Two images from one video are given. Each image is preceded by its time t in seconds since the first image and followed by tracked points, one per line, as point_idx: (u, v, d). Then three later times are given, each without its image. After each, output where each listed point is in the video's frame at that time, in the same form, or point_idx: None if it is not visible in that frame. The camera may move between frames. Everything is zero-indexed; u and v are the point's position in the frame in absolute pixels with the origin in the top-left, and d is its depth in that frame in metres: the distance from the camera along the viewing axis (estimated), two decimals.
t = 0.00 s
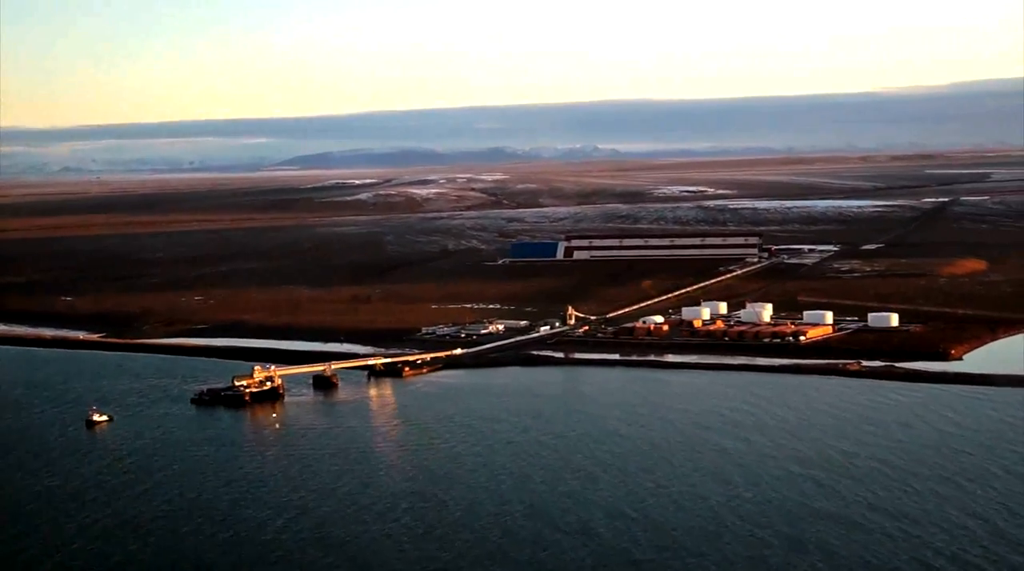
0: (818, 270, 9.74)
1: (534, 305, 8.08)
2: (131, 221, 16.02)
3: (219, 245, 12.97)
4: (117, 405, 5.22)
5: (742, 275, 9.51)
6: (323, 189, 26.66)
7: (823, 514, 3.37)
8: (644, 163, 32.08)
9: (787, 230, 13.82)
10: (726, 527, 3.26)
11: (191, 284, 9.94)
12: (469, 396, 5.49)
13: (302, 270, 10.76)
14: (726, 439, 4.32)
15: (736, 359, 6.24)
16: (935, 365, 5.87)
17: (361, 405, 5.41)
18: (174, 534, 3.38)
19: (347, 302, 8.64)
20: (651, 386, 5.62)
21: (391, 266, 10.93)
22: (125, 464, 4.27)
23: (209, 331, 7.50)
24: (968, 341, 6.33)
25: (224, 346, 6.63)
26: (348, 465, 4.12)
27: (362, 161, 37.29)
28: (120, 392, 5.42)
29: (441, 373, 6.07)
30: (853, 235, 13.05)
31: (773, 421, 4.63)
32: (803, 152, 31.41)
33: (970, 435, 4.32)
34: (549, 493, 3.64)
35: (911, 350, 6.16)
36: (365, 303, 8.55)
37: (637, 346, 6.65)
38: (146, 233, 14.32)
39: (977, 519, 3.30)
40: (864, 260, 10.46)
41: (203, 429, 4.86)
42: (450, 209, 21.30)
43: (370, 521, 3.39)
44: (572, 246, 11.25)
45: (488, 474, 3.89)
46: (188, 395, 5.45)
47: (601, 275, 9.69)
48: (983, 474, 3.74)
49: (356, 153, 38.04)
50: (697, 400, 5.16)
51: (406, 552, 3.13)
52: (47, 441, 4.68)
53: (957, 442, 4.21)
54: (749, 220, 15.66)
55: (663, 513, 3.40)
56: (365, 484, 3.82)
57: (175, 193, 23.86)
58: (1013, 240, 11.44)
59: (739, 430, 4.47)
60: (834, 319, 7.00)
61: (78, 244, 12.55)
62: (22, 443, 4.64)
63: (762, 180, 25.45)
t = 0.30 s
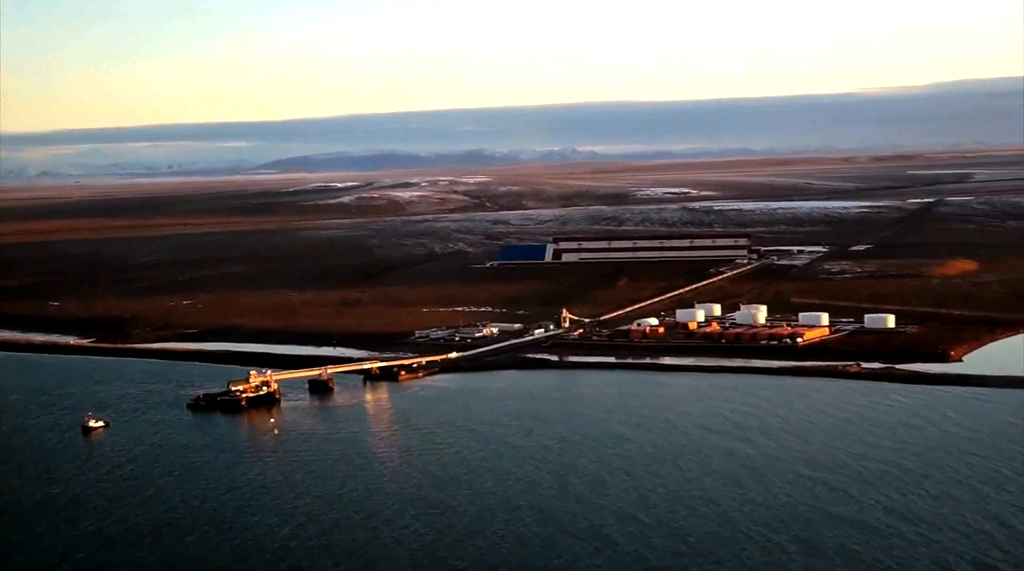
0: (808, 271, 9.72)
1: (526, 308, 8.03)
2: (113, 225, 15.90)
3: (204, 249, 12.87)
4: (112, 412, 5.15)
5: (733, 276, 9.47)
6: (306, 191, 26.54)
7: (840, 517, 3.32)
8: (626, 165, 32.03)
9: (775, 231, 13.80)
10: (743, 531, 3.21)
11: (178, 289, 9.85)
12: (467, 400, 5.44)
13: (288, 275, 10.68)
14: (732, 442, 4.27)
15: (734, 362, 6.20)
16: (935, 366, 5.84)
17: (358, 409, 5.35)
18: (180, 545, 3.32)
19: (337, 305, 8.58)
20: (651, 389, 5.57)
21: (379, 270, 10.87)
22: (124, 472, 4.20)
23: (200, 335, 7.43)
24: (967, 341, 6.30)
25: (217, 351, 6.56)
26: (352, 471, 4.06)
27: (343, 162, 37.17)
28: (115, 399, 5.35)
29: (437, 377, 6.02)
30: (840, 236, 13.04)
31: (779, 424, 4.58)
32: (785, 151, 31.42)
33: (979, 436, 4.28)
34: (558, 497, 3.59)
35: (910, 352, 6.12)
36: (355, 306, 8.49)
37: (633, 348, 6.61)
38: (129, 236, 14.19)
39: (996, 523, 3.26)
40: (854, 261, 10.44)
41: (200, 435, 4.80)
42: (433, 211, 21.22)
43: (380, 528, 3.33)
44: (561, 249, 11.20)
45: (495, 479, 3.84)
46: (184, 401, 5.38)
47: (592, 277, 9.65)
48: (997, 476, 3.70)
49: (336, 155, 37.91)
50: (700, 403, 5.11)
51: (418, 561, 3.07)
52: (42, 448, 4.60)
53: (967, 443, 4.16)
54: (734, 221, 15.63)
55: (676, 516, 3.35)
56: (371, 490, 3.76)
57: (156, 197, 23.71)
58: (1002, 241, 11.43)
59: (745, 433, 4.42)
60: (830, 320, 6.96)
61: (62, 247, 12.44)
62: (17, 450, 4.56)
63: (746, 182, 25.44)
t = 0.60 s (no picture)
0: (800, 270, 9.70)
1: (520, 309, 8.00)
2: (96, 226, 15.80)
3: (190, 251, 12.80)
4: (109, 415, 5.09)
5: (725, 276, 9.44)
6: (288, 192, 26.43)
7: (856, 518, 3.29)
8: (608, 165, 31.99)
9: (763, 231, 13.78)
10: (759, 533, 3.18)
11: (166, 291, 9.79)
12: (467, 401, 5.39)
13: (277, 276, 10.63)
14: (739, 443, 4.23)
15: (732, 362, 6.17)
16: (936, 365, 5.82)
17: (357, 411, 5.31)
18: (188, 553, 3.27)
19: (328, 306, 8.53)
20: (652, 389, 5.54)
21: (368, 271, 10.81)
22: (125, 476, 4.15)
23: (192, 337, 7.38)
24: (965, 340, 6.29)
25: (211, 353, 6.51)
26: (356, 474, 4.01)
27: (325, 163, 37.06)
28: (111, 402, 5.30)
29: (435, 378, 5.98)
30: (829, 235, 13.03)
31: (785, 425, 4.55)
32: (768, 150, 31.43)
33: (986, 435, 4.26)
34: (569, 499, 3.55)
35: (909, 351, 6.10)
36: (347, 307, 8.44)
37: (629, 349, 6.58)
38: (114, 238, 14.11)
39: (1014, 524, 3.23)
40: (844, 260, 10.42)
41: (200, 439, 4.75)
42: (418, 211, 21.15)
43: (390, 533, 3.29)
44: (551, 249, 11.16)
45: (503, 481, 3.80)
46: (182, 403, 5.33)
47: (583, 277, 9.61)
48: (1010, 476, 3.68)
49: (319, 156, 37.81)
50: (702, 403, 5.08)
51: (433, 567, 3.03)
52: (40, 453, 4.55)
53: (976, 442, 4.14)
54: (722, 220, 15.60)
55: (690, 518, 3.32)
56: (379, 494, 3.72)
57: (138, 198, 23.58)
58: (992, 239, 11.42)
59: (751, 433, 4.38)
60: (826, 319, 6.94)
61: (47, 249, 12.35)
62: (15, 454, 4.51)
63: (730, 181, 25.43)
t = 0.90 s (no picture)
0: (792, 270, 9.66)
1: (513, 308, 7.95)
2: (81, 223, 15.70)
3: (177, 249, 12.72)
4: (104, 414, 5.03)
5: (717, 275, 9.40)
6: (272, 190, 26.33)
7: (872, 520, 3.25)
8: (593, 163, 31.93)
9: (752, 230, 13.74)
10: (776, 535, 3.14)
11: (155, 289, 9.71)
12: (467, 401, 5.34)
13: (267, 274, 10.56)
14: (746, 444, 4.19)
15: (731, 362, 6.13)
16: (937, 366, 5.78)
17: (356, 410, 5.26)
18: (195, 556, 3.22)
19: (320, 305, 8.46)
20: (652, 389, 5.50)
21: (358, 269, 10.75)
22: (126, 476, 4.09)
23: (185, 336, 7.31)
24: (965, 340, 6.25)
25: (205, 352, 6.45)
26: (362, 475, 3.96)
27: (310, 161, 36.94)
28: (107, 401, 5.24)
29: (432, 377, 5.93)
30: (818, 234, 13.00)
31: (791, 425, 4.50)
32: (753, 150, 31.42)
33: (995, 436, 4.22)
34: (580, 499, 3.51)
35: (909, 351, 6.06)
36: (339, 305, 8.38)
37: (627, 348, 6.53)
38: (100, 235, 14.01)
39: None
40: (836, 259, 10.38)
41: (198, 438, 4.69)
42: (403, 210, 21.07)
43: (400, 535, 3.24)
44: (541, 248, 11.11)
45: (511, 482, 3.76)
46: (178, 402, 5.27)
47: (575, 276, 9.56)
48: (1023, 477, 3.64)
49: (302, 154, 37.68)
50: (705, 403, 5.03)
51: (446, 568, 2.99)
52: (37, 453, 4.48)
53: (986, 443, 4.10)
54: (709, 220, 15.56)
55: (705, 520, 3.27)
56: (385, 495, 3.67)
57: (121, 196, 23.45)
58: (981, 239, 11.40)
59: (758, 434, 4.34)
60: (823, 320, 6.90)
61: (34, 248, 12.26)
62: (13, 454, 4.45)
63: (715, 180, 25.40)
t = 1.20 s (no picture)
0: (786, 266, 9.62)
1: (508, 305, 7.90)
2: (68, 219, 15.60)
3: (166, 245, 12.65)
4: (103, 413, 4.98)
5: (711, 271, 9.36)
6: (258, 188, 26.21)
7: (890, 519, 3.21)
8: (578, 160, 31.87)
9: (742, 226, 13.70)
10: (797, 535, 3.10)
11: (146, 286, 9.65)
12: (469, 399, 5.30)
13: (257, 271, 10.49)
14: (755, 441, 4.15)
15: (732, 358, 6.10)
16: (940, 363, 5.76)
17: (357, 408, 5.21)
18: (206, 559, 3.17)
19: (314, 302, 8.41)
20: (654, 385, 5.46)
21: (349, 266, 10.69)
22: (130, 477, 4.04)
23: (180, 333, 7.26)
24: (966, 337, 6.23)
25: (202, 349, 6.39)
26: (370, 474, 3.92)
27: (294, 156, 36.82)
28: (106, 399, 5.18)
29: (432, 374, 5.88)
30: (809, 230, 12.97)
31: (800, 423, 4.46)
32: (739, 146, 31.40)
33: (1006, 433, 4.19)
34: (594, 498, 3.47)
35: (911, 348, 6.03)
36: (334, 302, 8.33)
37: (626, 345, 6.49)
38: (88, 232, 13.93)
39: None
40: (829, 256, 10.35)
41: (201, 437, 4.64)
42: (390, 206, 20.97)
43: (415, 536, 3.20)
44: (533, 244, 11.07)
45: (522, 481, 3.72)
46: (178, 401, 5.22)
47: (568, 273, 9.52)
48: None
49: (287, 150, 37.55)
50: (709, 400, 5.00)
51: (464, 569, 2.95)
52: (38, 453, 4.43)
53: (998, 440, 4.07)
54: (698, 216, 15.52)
55: (723, 519, 3.24)
56: (396, 495, 3.63)
57: (106, 193, 23.32)
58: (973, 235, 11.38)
59: (767, 432, 4.30)
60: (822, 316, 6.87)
61: (22, 246, 12.18)
62: (13, 454, 4.39)
63: (702, 176, 25.36)
